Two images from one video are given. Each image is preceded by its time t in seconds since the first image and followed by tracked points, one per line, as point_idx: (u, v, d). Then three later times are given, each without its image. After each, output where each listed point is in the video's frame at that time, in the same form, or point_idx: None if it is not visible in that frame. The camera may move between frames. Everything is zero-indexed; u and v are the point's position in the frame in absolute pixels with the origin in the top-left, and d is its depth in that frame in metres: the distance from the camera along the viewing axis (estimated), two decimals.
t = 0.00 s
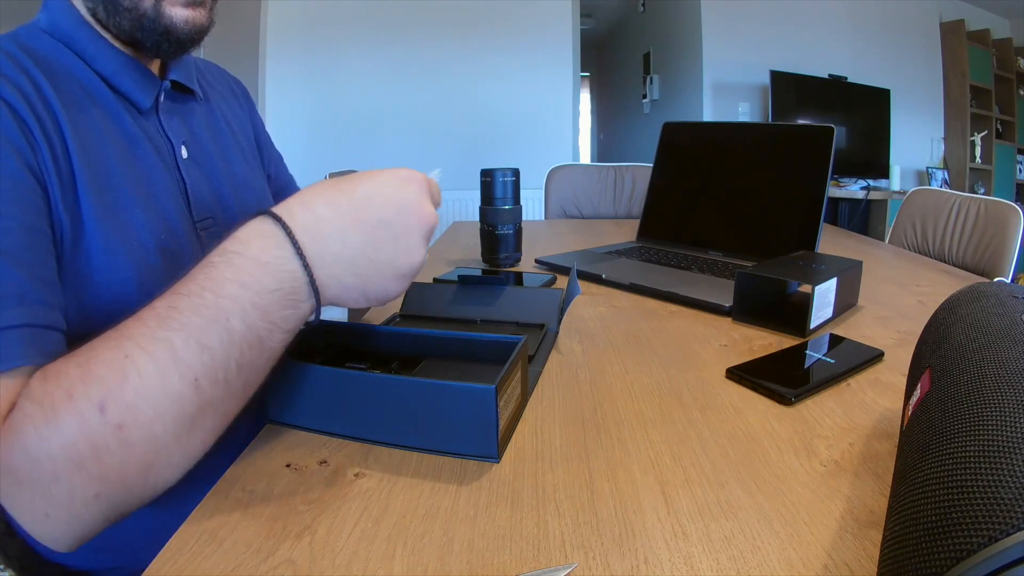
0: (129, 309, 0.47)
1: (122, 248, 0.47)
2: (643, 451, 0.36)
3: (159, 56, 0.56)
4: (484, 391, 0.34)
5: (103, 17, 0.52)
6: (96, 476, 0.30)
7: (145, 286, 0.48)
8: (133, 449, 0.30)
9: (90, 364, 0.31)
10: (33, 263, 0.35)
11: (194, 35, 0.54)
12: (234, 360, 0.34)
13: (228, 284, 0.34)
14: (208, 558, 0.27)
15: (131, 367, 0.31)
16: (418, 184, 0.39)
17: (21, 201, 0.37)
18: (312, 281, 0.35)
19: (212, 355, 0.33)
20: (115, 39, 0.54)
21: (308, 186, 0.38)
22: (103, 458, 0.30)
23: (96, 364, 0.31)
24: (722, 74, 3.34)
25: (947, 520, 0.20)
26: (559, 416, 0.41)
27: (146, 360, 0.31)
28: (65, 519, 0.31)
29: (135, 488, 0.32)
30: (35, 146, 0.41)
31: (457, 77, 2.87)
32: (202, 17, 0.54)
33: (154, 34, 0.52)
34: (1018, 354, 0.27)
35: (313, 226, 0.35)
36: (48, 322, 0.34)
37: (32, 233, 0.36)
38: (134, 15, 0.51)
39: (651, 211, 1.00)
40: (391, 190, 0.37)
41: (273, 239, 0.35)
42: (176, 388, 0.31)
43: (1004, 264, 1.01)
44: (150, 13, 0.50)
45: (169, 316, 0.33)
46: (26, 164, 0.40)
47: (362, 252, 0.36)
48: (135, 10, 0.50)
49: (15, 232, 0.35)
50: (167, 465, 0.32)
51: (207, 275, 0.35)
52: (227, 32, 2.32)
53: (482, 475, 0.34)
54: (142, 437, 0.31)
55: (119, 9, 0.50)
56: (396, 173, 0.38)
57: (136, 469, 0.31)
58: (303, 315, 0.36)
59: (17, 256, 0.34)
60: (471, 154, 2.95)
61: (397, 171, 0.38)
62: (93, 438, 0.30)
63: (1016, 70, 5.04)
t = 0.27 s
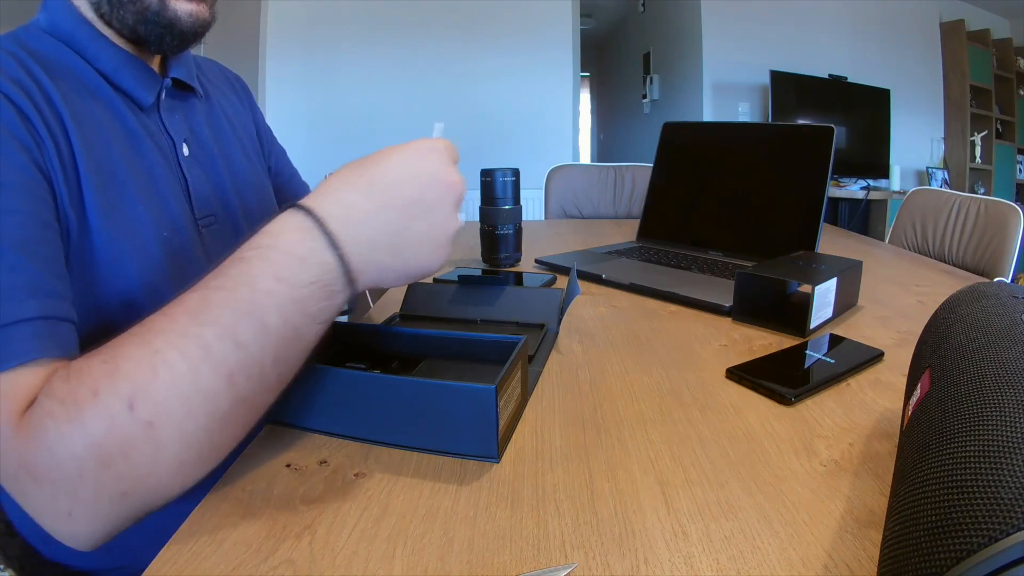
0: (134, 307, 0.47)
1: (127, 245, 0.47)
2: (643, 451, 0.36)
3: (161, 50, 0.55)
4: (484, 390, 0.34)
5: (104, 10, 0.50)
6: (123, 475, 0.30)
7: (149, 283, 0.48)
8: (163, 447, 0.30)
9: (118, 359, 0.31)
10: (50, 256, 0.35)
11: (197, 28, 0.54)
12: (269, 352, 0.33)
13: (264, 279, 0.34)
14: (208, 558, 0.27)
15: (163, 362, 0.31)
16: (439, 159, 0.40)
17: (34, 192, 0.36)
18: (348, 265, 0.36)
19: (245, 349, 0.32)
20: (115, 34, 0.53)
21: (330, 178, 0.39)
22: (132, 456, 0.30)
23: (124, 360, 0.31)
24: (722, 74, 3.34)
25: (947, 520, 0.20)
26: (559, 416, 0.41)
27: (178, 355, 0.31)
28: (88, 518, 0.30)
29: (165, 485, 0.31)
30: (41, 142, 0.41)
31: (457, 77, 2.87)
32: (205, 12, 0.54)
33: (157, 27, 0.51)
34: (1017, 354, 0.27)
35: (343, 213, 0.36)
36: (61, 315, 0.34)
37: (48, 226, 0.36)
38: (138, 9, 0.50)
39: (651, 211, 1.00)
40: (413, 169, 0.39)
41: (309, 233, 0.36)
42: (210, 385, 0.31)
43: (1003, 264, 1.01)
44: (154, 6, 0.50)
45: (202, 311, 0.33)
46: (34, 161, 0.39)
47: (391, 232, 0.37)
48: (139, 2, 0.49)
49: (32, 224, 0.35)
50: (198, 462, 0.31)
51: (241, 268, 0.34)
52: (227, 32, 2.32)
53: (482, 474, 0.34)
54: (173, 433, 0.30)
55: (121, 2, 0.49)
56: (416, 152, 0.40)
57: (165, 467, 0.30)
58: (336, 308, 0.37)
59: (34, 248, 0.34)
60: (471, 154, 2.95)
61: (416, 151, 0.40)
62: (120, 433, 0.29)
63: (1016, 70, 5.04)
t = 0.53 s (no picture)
0: (139, 305, 0.47)
1: (133, 244, 0.47)
2: (643, 451, 0.36)
3: (161, 44, 0.55)
4: (485, 391, 0.34)
5: (104, 4, 0.51)
6: (151, 477, 0.29)
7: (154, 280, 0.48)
8: (195, 449, 0.29)
9: (151, 359, 0.30)
10: (58, 248, 0.35)
11: (198, 18, 0.55)
12: (312, 355, 0.32)
13: (311, 279, 0.33)
14: (208, 558, 0.27)
15: (198, 361, 0.30)
16: (503, 162, 0.38)
17: (39, 188, 0.36)
18: (403, 270, 0.35)
19: (287, 350, 0.31)
20: (115, 29, 0.53)
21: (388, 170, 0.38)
22: (162, 457, 0.29)
23: (158, 358, 0.30)
24: (722, 74, 3.34)
25: (946, 520, 0.20)
26: (559, 416, 0.41)
27: (216, 354, 0.30)
28: (111, 520, 0.30)
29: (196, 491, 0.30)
30: (45, 139, 0.41)
31: (457, 77, 2.87)
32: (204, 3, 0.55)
33: (158, 18, 0.52)
34: (1018, 354, 0.27)
35: (399, 214, 0.35)
36: (75, 306, 0.33)
37: (51, 216, 0.36)
38: None
39: (650, 212, 1.00)
40: (476, 172, 0.36)
41: (360, 232, 0.34)
42: (249, 388, 0.30)
43: (1004, 264, 1.01)
44: None
45: (244, 310, 0.32)
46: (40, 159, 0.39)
47: (447, 237, 0.36)
48: None
49: (39, 217, 0.35)
50: (228, 467, 0.30)
51: (287, 268, 0.34)
52: (226, 32, 2.32)
53: (482, 474, 0.34)
54: (207, 434, 0.29)
55: None
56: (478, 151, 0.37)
57: (196, 470, 0.29)
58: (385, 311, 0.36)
59: (42, 241, 0.34)
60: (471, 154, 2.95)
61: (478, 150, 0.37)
62: (151, 434, 0.29)
63: (1016, 70, 5.04)
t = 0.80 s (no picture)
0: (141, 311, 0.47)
1: (135, 251, 0.47)
2: (643, 451, 0.36)
3: (164, 34, 0.56)
4: (485, 391, 0.34)
5: None
6: (156, 516, 0.29)
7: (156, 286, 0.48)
8: (203, 491, 0.29)
9: (163, 402, 0.31)
10: (54, 273, 0.34)
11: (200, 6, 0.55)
12: (322, 408, 0.33)
13: (324, 336, 0.33)
14: (209, 559, 0.28)
15: (211, 409, 0.30)
16: (518, 235, 0.36)
17: (35, 204, 0.36)
18: (409, 334, 0.35)
19: (300, 403, 0.32)
20: (116, 22, 0.54)
21: (402, 220, 0.37)
22: (170, 497, 0.29)
23: (170, 402, 0.30)
24: (722, 74, 3.34)
25: (946, 520, 0.21)
26: (559, 416, 0.41)
27: (228, 403, 0.30)
28: (113, 551, 0.30)
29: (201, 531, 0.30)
30: (42, 142, 0.41)
31: (457, 77, 2.87)
32: None
33: (160, 7, 0.52)
34: (1018, 354, 0.27)
35: (409, 280, 0.34)
36: (72, 333, 0.33)
37: (50, 240, 0.35)
38: None
39: (650, 211, 1.00)
40: (488, 246, 0.35)
41: (371, 293, 0.34)
42: (260, 436, 0.31)
43: (1004, 264, 1.01)
44: None
45: (258, 361, 0.32)
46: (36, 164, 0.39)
47: (452, 307, 0.35)
48: None
49: (36, 241, 0.34)
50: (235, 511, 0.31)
51: (300, 321, 0.34)
52: (226, 31, 2.32)
53: (482, 474, 0.34)
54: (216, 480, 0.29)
55: None
56: (496, 216, 0.36)
57: (203, 511, 0.29)
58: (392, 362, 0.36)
59: (37, 267, 0.33)
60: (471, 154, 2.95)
61: (496, 215, 0.36)
62: (162, 476, 0.29)
63: (1016, 70, 5.04)
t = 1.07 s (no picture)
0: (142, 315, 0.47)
1: (137, 256, 0.47)
2: (643, 451, 0.36)
3: (170, 37, 0.56)
4: (485, 391, 0.35)
5: None
6: (157, 522, 0.29)
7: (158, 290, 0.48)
8: (205, 498, 0.29)
9: (167, 408, 0.31)
10: (50, 271, 0.34)
11: (207, 13, 0.55)
12: (327, 419, 0.33)
13: (332, 348, 0.33)
14: (209, 560, 0.28)
15: (216, 417, 0.30)
16: (538, 256, 0.36)
17: (36, 203, 0.36)
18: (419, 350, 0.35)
19: (305, 413, 0.32)
20: (123, 21, 0.54)
21: (422, 236, 0.38)
22: (172, 503, 0.29)
23: (174, 409, 0.31)
24: (722, 74, 3.34)
25: (946, 520, 0.20)
26: (559, 416, 0.41)
27: (233, 412, 0.31)
28: (113, 554, 0.30)
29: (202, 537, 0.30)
30: (43, 143, 0.41)
31: (457, 77, 2.87)
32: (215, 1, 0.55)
33: (165, 11, 0.52)
34: (1018, 354, 0.27)
35: (421, 296, 0.35)
36: (67, 331, 0.33)
37: (47, 237, 0.35)
38: None
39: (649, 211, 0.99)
40: (503, 265, 0.35)
41: (382, 307, 0.34)
42: (265, 445, 0.31)
43: (1004, 264, 1.01)
44: None
45: (263, 370, 0.32)
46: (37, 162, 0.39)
47: (464, 324, 0.35)
48: None
49: (31, 237, 0.34)
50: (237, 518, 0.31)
51: (308, 331, 0.34)
52: (226, 31, 2.32)
53: (482, 475, 0.34)
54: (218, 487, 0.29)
55: None
56: (511, 237, 0.36)
57: (205, 518, 0.29)
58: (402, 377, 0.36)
59: (32, 264, 0.33)
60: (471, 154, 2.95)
61: (512, 236, 0.36)
62: (164, 482, 0.29)
63: (1016, 70, 5.04)
